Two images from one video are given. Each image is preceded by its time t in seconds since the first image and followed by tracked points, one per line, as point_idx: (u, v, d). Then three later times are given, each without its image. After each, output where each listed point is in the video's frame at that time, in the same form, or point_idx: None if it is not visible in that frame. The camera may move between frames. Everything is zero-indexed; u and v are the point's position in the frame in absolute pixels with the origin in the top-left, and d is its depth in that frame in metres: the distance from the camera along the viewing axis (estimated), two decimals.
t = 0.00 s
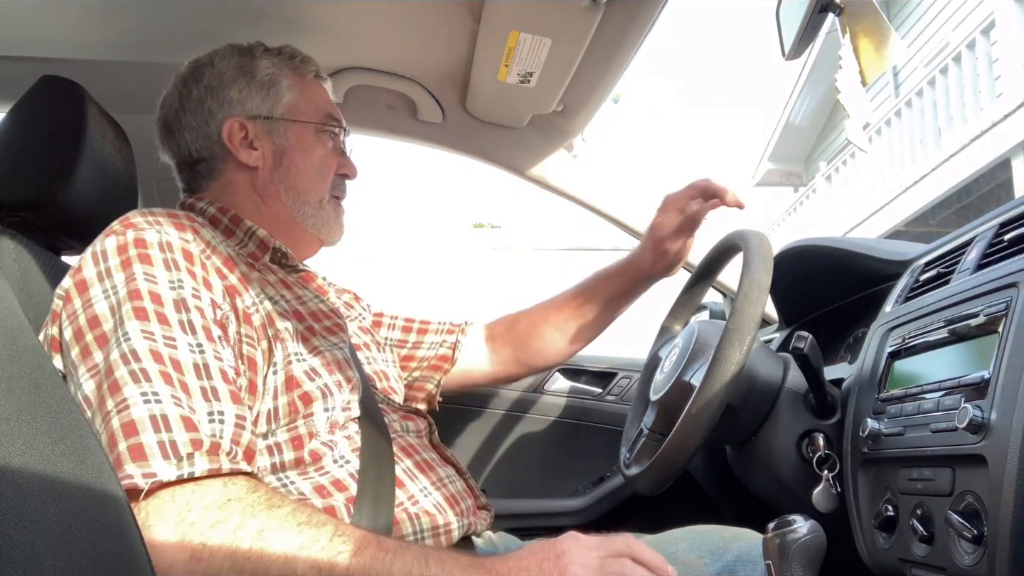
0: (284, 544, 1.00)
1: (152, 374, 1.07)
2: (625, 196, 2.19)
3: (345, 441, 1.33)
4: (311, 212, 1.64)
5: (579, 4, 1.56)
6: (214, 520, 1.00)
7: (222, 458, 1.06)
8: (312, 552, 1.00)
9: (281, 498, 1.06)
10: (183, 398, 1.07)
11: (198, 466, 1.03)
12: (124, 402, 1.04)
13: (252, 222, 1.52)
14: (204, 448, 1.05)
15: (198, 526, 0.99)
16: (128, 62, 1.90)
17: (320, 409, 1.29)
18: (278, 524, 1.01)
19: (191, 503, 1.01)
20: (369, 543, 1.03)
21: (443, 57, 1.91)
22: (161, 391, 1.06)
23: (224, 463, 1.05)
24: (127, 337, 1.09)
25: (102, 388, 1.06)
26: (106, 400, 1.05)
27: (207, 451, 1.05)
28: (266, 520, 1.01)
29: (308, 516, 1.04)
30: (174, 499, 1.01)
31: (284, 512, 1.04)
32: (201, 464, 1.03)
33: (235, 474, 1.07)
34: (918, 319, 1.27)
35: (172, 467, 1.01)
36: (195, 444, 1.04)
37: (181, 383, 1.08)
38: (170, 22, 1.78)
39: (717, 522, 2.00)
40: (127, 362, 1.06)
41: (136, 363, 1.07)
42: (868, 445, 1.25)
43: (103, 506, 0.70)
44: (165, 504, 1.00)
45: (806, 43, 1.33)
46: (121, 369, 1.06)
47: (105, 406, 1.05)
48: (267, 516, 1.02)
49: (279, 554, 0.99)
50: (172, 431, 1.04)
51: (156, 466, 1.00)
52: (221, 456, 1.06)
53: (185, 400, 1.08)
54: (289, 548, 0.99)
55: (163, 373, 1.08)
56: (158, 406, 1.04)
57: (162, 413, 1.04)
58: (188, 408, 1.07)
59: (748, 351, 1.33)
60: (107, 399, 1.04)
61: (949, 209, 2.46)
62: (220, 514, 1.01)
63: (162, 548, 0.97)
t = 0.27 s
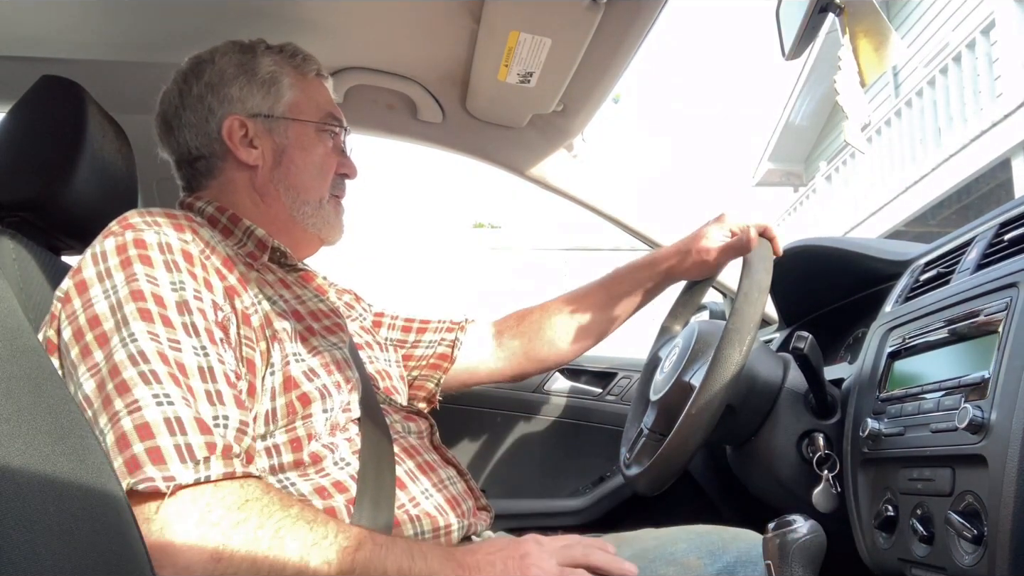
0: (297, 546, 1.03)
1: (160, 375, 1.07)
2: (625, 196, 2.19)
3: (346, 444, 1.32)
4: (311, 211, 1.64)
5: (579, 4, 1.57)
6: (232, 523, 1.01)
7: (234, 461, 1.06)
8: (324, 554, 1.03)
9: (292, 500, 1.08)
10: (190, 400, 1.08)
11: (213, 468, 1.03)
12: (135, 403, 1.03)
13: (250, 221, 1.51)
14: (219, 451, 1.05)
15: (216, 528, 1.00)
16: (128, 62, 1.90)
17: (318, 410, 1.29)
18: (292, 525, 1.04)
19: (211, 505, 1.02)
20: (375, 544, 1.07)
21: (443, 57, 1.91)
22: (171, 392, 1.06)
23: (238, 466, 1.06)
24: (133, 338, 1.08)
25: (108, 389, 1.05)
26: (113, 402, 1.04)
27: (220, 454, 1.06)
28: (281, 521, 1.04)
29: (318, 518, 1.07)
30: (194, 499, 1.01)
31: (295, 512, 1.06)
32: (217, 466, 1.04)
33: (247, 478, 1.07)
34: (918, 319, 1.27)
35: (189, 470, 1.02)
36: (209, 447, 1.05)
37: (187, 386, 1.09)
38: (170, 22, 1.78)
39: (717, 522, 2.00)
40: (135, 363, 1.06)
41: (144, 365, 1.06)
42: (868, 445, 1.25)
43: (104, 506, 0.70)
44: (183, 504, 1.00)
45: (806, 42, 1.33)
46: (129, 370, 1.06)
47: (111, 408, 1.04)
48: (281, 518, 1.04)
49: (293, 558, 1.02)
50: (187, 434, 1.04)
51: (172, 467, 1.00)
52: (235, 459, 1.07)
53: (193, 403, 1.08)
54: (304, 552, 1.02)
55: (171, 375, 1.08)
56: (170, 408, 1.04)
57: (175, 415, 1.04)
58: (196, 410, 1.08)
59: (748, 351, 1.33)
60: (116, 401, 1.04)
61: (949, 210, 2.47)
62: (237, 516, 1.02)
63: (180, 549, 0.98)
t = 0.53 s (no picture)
0: (296, 547, 1.03)
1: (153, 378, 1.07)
2: (624, 196, 2.19)
3: (345, 444, 1.32)
4: (311, 210, 1.64)
5: (579, 4, 1.57)
6: (231, 522, 1.01)
7: (224, 465, 1.06)
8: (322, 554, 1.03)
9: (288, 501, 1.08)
10: (184, 404, 1.08)
11: (204, 473, 1.04)
12: (127, 406, 1.03)
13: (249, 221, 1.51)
14: (209, 455, 1.05)
15: (215, 528, 1.00)
16: (128, 61, 1.90)
17: (316, 410, 1.29)
18: (291, 525, 1.04)
19: (207, 506, 1.02)
20: (374, 544, 1.07)
21: (443, 57, 1.91)
22: (164, 396, 1.06)
23: (228, 471, 1.06)
24: (126, 341, 1.09)
25: (101, 392, 1.05)
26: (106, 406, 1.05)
27: (211, 458, 1.06)
28: (279, 520, 1.04)
29: (316, 519, 1.07)
30: (189, 501, 1.01)
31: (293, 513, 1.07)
32: (207, 471, 1.04)
33: (240, 482, 1.07)
34: (918, 319, 1.27)
35: (178, 474, 1.02)
36: (199, 451, 1.05)
37: (181, 389, 1.09)
38: (170, 22, 1.78)
39: (717, 522, 2.00)
40: (128, 366, 1.06)
41: (137, 367, 1.06)
42: (868, 445, 1.25)
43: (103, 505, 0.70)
44: (180, 504, 1.01)
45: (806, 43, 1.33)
46: (122, 373, 1.06)
47: (104, 412, 1.04)
48: (279, 519, 1.04)
49: (292, 558, 1.02)
50: (177, 437, 1.04)
51: (162, 471, 1.00)
52: (225, 464, 1.07)
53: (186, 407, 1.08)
54: (303, 552, 1.02)
55: (164, 378, 1.08)
56: (163, 411, 1.04)
57: (166, 418, 1.04)
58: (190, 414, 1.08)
59: (748, 351, 1.33)
60: (108, 403, 1.04)
61: (949, 210, 2.47)
62: (236, 516, 1.02)
63: (178, 550, 0.98)
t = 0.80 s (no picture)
0: (295, 548, 1.03)
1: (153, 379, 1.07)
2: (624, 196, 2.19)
3: (345, 445, 1.33)
4: (314, 212, 1.64)
5: (579, 4, 1.57)
6: (231, 523, 1.01)
7: (224, 466, 1.06)
8: (322, 555, 1.03)
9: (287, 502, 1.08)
10: (183, 405, 1.08)
11: (203, 473, 1.04)
12: (126, 406, 1.03)
13: (250, 222, 1.51)
14: (208, 455, 1.06)
15: (216, 528, 1.00)
16: (128, 61, 1.90)
17: (316, 411, 1.29)
18: (291, 527, 1.04)
19: (206, 507, 1.02)
20: (373, 546, 1.07)
21: (443, 57, 1.91)
22: (163, 396, 1.06)
23: (228, 471, 1.06)
24: (126, 341, 1.09)
25: (100, 392, 1.05)
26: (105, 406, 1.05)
27: (210, 458, 1.06)
28: (279, 521, 1.04)
29: (315, 520, 1.07)
30: (189, 501, 1.01)
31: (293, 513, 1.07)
32: (206, 471, 1.04)
33: (240, 483, 1.07)
34: (918, 319, 1.27)
35: (177, 474, 1.02)
36: (198, 451, 1.05)
37: (180, 389, 1.09)
38: (170, 22, 1.78)
39: (717, 522, 2.00)
40: (127, 366, 1.06)
41: (137, 368, 1.07)
42: (868, 445, 1.25)
43: (103, 504, 0.70)
44: (180, 504, 1.01)
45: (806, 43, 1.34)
46: (121, 373, 1.06)
47: (103, 412, 1.04)
48: (279, 521, 1.04)
49: (292, 560, 1.02)
50: (175, 438, 1.04)
51: (160, 471, 1.01)
52: (224, 464, 1.07)
53: (185, 408, 1.08)
54: (302, 553, 1.02)
55: (163, 378, 1.08)
56: (163, 412, 1.04)
57: (165, 419, 1.04)
58: (189, 415, 1.08)
59: (748, 351, 1.33)
60: (107, 404, 1.04)
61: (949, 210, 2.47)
62: (236, 518, 1.02)
63: (178, 550, 0.98)
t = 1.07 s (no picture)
0: (296, 549, 1.03)
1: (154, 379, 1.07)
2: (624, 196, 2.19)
3: (345, 446, 1.33)
4: (316, 214, 1.64)
5: (579, 4, 1.57)
6: (232, 523, 1.01)
7: (224, 467, 1.06)
8: (322, 555, 1.03)
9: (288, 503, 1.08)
10: (184, 405, 1.08)
11: (203, 474, 1.03)
12: (128, 406, 1.03)
13: (252, 223, 1.51)
14: (209, 456, 1.06)
15: (216, 528, 1.00)
16: (128, 61, 1.90)
17: (316, 412, 1.29)
18: (291, 527, 1.04)
19: (207, 507, 1.02)
20: (373, 547, 1.07)
21: (443, 57, 1.91)
22: (165, 396, 1.06)
23: (228, 472, 1.06)
24: (127, 341, 1.08)
25: (101, 392, 1.05)
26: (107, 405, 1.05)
27: (211, 459, 1.06)
28: (279, 521, 1.04)
29: (315, 521, 1.07)
30: (189, 501, 1.01)
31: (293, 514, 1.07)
32: (206, 471, 1.04)
33: (240, 484, 1.07)
34: (918, 319, 1.27)
35: (178, 475, 1.02)
36: (199, 452, 1.05)
37: (181, 390, 1.09)
38: (170, 22, 1.78)
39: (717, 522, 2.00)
40: (128, 366, 1.06)
41: (138, 368, 1.06)
42: (868, 445, 1.25)
43: (103, 504, 0.70)
44: (181, 504, 1.01)
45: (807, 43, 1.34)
46: (122, 373, 1.06)
47: (105, 412, 1.04)
48: (279, 521, 1.04)
49: (292, 560, 1.02)
50: (177, 438, 1.04)
51: (161, 471, 1.01)
52: (225, 465, 1.07)
53: (186, 408, 1.08)
54: (302, 553, 1.02)
55: (165, 378, 1.08)
56: (164, 412, 1.04)
57: (166, 419, 1.04)
58: (190, 415, 1.08)
59: (748, 351, 1.33)
60: (108, 404, 1.04)
61: (949, 210, 2.47)
62: (236, 517, 1.02)
63: (178, 550, 0.98)
